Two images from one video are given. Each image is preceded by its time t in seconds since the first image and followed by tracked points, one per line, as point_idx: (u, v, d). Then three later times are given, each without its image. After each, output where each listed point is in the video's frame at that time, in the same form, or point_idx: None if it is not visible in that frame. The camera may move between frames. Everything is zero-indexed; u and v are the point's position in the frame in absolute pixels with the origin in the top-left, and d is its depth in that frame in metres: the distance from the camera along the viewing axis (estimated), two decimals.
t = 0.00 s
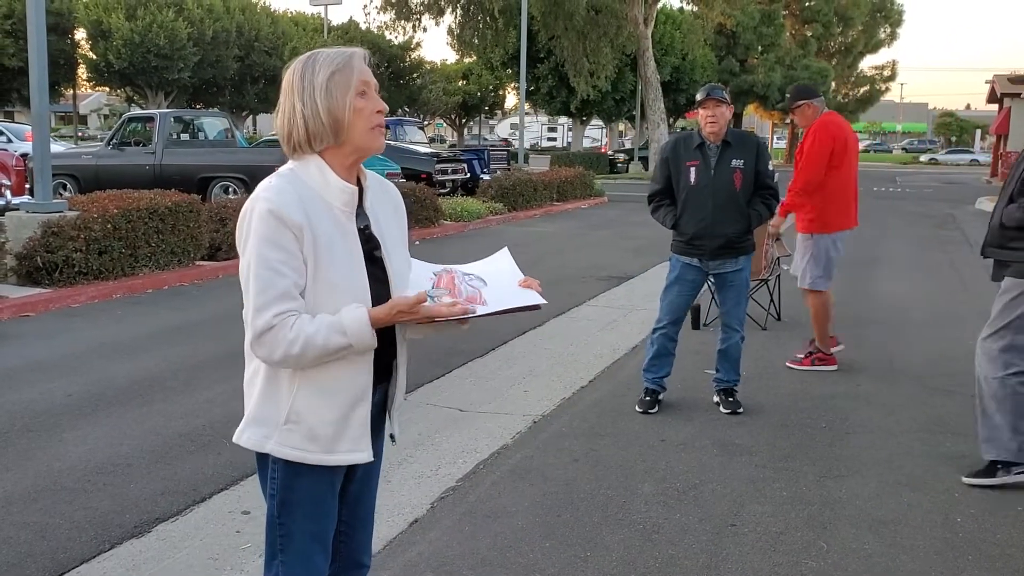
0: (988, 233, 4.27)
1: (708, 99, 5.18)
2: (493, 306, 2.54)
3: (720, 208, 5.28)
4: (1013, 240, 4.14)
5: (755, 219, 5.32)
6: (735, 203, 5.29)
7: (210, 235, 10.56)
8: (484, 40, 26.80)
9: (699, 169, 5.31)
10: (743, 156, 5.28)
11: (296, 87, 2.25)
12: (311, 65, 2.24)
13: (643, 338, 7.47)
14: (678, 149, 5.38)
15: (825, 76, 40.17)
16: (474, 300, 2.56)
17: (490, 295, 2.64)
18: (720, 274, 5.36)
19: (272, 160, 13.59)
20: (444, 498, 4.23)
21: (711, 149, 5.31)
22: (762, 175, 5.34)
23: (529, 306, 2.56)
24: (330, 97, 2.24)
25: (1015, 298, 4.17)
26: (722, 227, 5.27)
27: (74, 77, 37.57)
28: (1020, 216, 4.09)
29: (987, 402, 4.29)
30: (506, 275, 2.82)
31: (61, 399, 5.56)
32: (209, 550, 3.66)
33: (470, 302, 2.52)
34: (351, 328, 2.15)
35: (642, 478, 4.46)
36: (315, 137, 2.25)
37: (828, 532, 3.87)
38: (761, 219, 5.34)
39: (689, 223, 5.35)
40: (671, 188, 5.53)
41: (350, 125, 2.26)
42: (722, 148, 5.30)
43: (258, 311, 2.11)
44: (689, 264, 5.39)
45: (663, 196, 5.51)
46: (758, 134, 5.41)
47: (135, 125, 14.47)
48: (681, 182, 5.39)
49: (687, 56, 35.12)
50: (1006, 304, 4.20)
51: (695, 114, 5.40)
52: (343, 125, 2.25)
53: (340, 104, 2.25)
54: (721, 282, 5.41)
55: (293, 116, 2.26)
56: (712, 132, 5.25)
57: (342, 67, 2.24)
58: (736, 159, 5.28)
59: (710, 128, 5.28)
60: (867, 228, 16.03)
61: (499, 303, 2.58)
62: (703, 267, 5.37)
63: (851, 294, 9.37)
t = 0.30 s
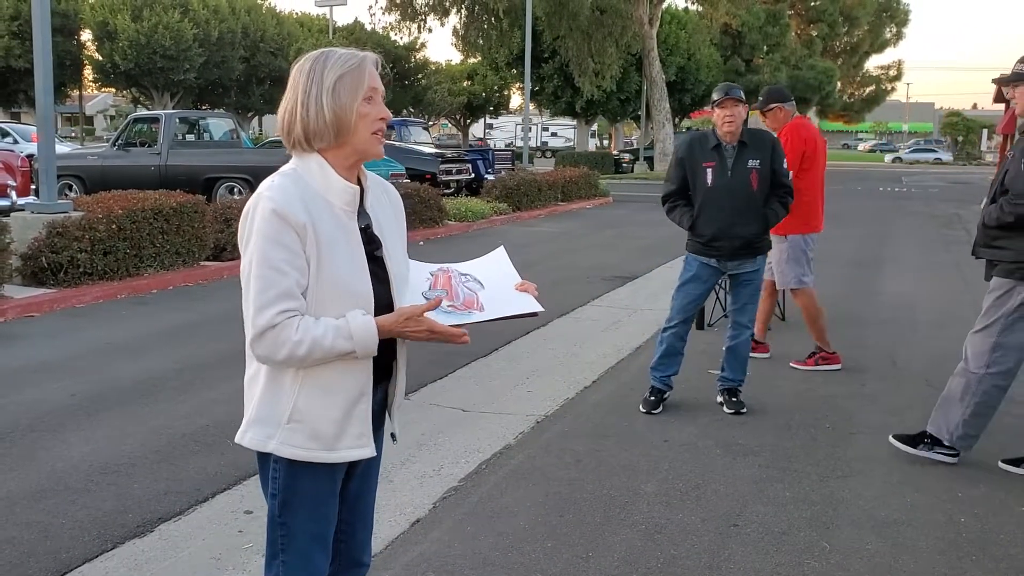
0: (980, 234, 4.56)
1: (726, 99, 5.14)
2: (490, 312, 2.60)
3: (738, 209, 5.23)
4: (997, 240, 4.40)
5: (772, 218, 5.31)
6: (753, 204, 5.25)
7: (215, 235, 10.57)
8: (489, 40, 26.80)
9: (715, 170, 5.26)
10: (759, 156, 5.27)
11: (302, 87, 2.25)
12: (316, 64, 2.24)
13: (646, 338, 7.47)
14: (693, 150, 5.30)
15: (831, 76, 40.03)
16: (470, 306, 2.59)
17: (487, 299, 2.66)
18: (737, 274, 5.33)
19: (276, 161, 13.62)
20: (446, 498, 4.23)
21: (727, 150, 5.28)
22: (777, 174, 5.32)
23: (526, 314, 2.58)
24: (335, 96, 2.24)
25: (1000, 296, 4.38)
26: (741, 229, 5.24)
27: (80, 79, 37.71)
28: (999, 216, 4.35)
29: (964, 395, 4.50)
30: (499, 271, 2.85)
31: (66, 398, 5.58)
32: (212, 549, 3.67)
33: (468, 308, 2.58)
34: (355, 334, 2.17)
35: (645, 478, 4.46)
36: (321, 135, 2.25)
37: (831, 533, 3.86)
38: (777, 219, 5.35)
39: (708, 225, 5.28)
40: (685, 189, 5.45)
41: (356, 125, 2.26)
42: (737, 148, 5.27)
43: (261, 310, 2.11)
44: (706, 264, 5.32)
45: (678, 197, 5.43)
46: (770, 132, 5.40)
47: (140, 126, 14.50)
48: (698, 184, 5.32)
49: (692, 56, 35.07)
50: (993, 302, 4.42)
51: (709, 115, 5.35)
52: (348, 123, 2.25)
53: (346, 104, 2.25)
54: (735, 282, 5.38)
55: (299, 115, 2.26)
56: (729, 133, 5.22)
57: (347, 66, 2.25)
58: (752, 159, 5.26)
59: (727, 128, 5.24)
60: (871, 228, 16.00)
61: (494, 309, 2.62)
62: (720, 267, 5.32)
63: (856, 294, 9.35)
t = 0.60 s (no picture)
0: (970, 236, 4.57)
1: (764, 102, 5.01)
2: (503, 310, 2.61)
3: (763, 211, 5.15)
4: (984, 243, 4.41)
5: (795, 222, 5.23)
6: (777, 207, 5.17)
7: (233, 236, 10.63)
8: (506, 40, 26.80)
9: (742, 171, 5.17)
10: (787, 160, 5.17)
11: (313, 88, 2.26)
12: (327, 66, 2.25)
13: (662, 339, 7.44)
14: (721, 148, 5.21)
15: (849, 75, 39.73)
16: (484, 304, 2.60)
17: (499, 297, 2.67)
18: (755, 275, 5.25)
19: (293, 162, 13.68)
20: (461, 498, 4.23)
21: (755, 151, 5.18)
22: (804, 178, 5.23)
23: (539, 312, 2.59)
24: (346, 98, 2.25)
25: (992, 299, 4.38)
26: (764, 232, 5.14)
27: (100, 80, 38.04)
28: (984, 220, 4.36)
29: (971, 400, 4.48)
30: (512, 268, 2.86)
31: (85, 397, 5.63)
32: (228, 547, 3.69)
33: (481, 307, 2.59)
34: (371, 336, 2.18)
35: (660, 479, 4.45)
36: (332, 136, 2.26)
37: (847, 534, 3.84)
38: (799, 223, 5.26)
39: (731, 225, 5.17)
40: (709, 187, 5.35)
41: (366, 126, 2.27)
42: (766, 150, 5.17)
43: (276, 312, 2.12)
44: (730, 258, 5.22)
45: (702, 195, 5.32)
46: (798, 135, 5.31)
47: (159, 127, 14.60)
48: (723, 184, 5.22)
49: (709, 56, 34.93)
50: (987, 306, 4.41)
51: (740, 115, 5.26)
52: (358, 125, 2.26)
53: (357, 105, 2.26)
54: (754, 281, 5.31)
55: (309, 115, 2.26)
56: (762, 134, 5.12)
57: (358, 68, 2.26)
58: (780, 162, 5.16)
59: (761, 130, 5.13)
60: (891, 229, 15.89)
61: (507, 307, 2.63)
62: (739, 266, 5.23)
63: (874, 295, 9.28)
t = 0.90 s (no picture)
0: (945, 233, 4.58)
1: (789, 104, 4.90)
2: (516, 302, 2.62)
3: (783, 214, 5.06)
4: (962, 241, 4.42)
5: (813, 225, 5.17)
6: (798, 210, 5.09)
7: (249, 235, 10.68)
8: (521, 40, 26.81)
9: (763, 172, 5.08)
10: (808, 162, 5.09)
11: (325, 90, 2.27)
12: (338, 68, 2.26)
13: (676, 339, 7.43)
14: (742, 149, 5.12)
15: (866, 75, 39.51)
16: (497, 296, 2.61)
17: (513, 291, 2.68)
18: (778, 279, 5.18)
19: (308, 162, 13.73)
20: (473, 497, 4.24)
21: (777, 152, 5.09)
22: (824, 181, 5.16)
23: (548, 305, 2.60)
24: (358, 99, 2.26)
25: (975, 296, 4.39)
26: (786, 234, 5.05)
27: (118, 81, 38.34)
28: (965, 218, 4.36)
29: (972, 401, 4.45)
30: (526, 265, 2.87)
31: (101, 395, 5.68)
32: (242, 545, 3.71)
33: (494, 300, 2.60)
34: (385, 331, 2.20)
35: (673, 479, 4.44)
36: (343, 137, 2.27)
37: (860, 535, 3.82)
38: (818, 225, 5.21)
39: (752, 228, 5.08)
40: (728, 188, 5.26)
41: (378, 128, 2.28)
42: (787, 152, 5.09)
43: (291, 310, 2.13)
44: (752, 266, 5.13)
45: (721, 196, 5.23)
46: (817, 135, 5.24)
47: (175, 127, 14.70)
48: (743, 186, 5.13)
49: (725, 56, 34.80)
50: (973, 304, 4.41)
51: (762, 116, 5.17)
52: (369, 126, 2.27)
53: (368, 107, 2.27)
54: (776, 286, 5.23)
55: (321, 115, 2.27)
56: (784, 137, 5.03)
57: (369, 69, 2.27)
58: (802, 164, 5.08)
59: (783, 132, 5.02)
60: (907, 229, 15.80)
61: (520, 299, 2.64)
62: (763, 273, 5.14)
63: (890, 295, 9.23)
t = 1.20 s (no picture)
0: (938, 231, 4.58)
1: (793, 99, 4.93)
2: (519, 300, 2.62)
3: (794, 212, 5.03)
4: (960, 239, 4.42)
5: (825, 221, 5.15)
6: (808, 206, 5.06)
7: (256, 236, 10.71)
8: (527, 42, 26.84)
9: (771, 171, 5.04)
10: (815, 157, 5.06)
11: (328, 90, 2.28)
12: (342, 69, 2.27)
13: (682, 340, 7.42)
14: (747, 150, 5.10)
15: (873, 76, 39.41)
16: (500, 296, 2.62)
17: (516, 290, 2.69)
18: (796, 279, 5.13)
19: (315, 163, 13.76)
20: (478, 497, 4.24)
21: (783, 150, 5.06)
22: (830, 176, 5.14)
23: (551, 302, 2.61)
24: (360, 99, 2.26)
25: (976, 297, 4.39)
26: (797, 233, 5.02)
27: (125, 81, 38.44)
28: (967, 219, 4.34)
29: (976, 404, 4.45)
30: (526, 267, 2.87)
31: (107, 395, 5.70)
32: (248, 545, 3.72)
33: (497, 299, 2.60)
34: (388, 331, 2.21)
35: (678, 480, 4.44)
36: (346, 138, 2.28)
37: (865, 536, 3.81)
38: (829, 220, 5.19)
39: (764, 230, 5.04)
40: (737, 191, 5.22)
41: (379, 127, 2.29)
42: (793, 149, 5.07)
43: (293, 311, 2.14)
44: (766, 269, 5.09)
45: (729, 199, 5.19)
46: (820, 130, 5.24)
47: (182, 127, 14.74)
48: (752, 187, 5.10)
49: (732, 57, 34.76)
50: (972, 306, 4.41)
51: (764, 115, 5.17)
52: (372, 126, 2.28)
53: (369, 106, 2.27)
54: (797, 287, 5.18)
55: (324, 116, 2.28)
56: (787, 134, 5.03)
57: (371, 68, 2.27)
58: (808, 160, 5.06)
59: (786, 127, 5.03)
60: (914, 230, 15.77)
61: (523, 297, 2.65)
62: (779, 272, 5.09)
63: (897, 296, 9.21)
